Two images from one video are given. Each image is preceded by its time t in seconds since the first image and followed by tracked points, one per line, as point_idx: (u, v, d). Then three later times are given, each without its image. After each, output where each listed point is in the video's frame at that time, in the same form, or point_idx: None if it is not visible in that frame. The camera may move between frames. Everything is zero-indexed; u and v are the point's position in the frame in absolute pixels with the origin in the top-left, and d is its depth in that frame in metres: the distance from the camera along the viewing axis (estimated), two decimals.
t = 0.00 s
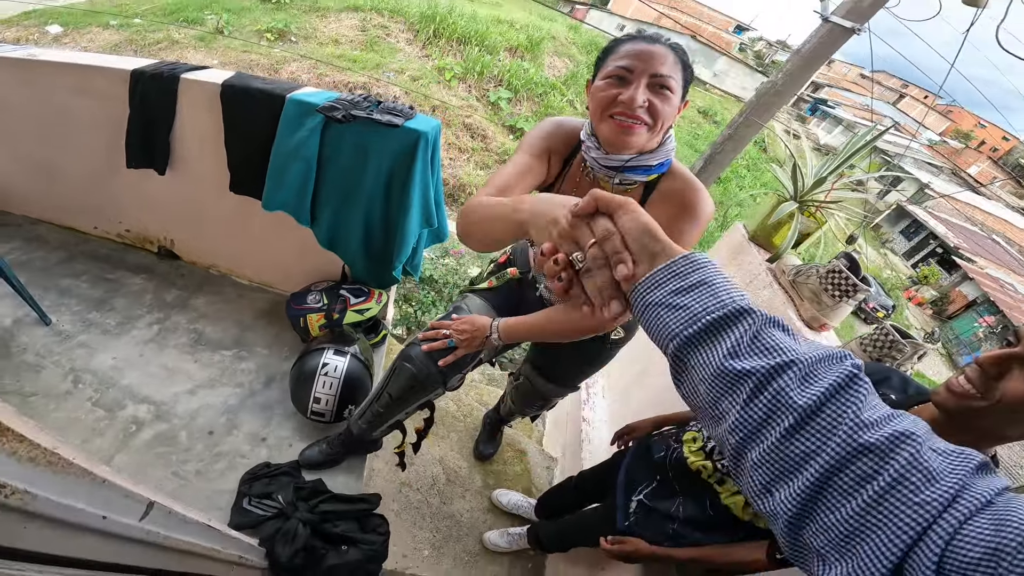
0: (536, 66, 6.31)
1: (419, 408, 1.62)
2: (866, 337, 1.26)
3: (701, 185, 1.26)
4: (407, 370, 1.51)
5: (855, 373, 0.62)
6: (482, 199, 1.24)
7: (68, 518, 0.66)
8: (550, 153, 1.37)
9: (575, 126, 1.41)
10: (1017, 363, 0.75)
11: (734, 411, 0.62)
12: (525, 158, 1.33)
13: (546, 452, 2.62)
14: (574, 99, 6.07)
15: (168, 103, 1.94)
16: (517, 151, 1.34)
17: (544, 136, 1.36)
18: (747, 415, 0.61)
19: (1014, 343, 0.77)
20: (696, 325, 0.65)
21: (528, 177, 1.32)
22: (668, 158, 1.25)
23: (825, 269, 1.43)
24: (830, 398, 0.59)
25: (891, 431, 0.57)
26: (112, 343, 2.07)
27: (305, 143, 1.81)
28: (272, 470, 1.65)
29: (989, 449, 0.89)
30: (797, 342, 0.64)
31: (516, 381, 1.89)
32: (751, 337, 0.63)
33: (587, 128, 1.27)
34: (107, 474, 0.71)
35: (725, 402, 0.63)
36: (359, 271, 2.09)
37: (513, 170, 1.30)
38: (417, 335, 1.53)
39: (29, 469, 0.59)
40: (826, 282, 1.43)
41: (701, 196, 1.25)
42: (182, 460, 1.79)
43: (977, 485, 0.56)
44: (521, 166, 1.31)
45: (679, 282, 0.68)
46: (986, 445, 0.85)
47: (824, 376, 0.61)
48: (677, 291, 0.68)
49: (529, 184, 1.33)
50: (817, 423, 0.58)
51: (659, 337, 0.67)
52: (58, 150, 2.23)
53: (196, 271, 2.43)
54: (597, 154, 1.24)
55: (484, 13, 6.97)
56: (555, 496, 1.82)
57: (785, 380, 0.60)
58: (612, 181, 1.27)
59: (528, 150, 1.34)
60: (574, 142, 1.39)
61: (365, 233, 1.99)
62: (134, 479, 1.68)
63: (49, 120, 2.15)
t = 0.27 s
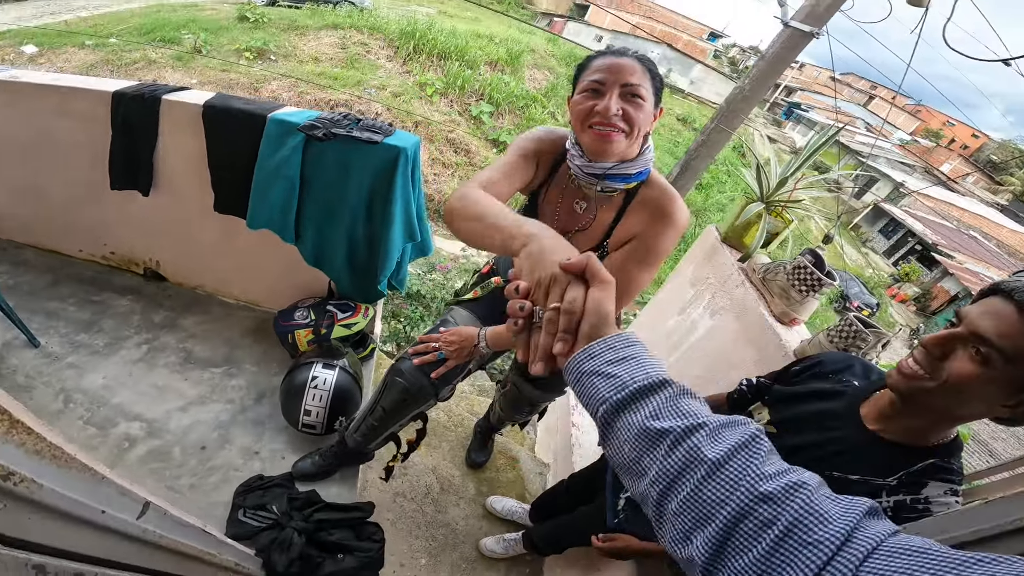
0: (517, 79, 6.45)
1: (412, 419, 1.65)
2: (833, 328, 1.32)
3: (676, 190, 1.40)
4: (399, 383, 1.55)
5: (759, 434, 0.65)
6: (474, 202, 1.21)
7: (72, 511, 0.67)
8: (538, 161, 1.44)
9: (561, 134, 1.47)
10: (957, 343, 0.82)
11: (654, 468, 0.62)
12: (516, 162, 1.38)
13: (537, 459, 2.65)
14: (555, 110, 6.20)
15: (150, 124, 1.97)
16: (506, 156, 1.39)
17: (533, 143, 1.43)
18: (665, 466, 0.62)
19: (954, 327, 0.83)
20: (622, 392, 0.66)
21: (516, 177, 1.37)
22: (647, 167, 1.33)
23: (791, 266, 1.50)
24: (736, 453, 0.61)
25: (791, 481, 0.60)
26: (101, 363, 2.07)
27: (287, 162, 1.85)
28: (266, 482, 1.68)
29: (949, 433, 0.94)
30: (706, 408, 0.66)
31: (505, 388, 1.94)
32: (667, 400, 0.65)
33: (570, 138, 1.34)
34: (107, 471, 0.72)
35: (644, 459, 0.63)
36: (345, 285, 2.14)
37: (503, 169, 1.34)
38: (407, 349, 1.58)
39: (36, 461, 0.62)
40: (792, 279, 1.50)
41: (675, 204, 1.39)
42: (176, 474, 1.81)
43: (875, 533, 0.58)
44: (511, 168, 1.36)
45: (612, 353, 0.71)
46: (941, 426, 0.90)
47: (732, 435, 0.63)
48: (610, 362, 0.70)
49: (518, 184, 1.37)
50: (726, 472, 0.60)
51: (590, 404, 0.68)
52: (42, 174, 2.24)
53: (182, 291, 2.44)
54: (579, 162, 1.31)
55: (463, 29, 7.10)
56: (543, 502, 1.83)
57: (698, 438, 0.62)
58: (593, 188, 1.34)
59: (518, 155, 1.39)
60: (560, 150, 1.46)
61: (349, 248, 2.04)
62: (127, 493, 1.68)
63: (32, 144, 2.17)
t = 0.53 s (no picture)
0: (495, 91, 6.53)
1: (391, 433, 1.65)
2: (801, 324, 1.35)
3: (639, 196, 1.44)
4: (374, 400, 1.54)
5: (748, 442, 0.66)
6: (432, 230, 1.25)
7: (12, 522, 0.61)
8: (500, 173, 1.47)
9: (520, 144, 1.50)
10: (910, 328, 0.86)
11: (644, 480, 0.63)
12: (478, 176, 1.42)
13: (523, 469, 2.65)
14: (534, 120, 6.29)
15: (110, 144, 1.95)
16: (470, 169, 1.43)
17: (495, 157, 1.46)
18: (654, 479, 0.63)
19: (908, 312, 0.87)
20: (606, 405, 0.68)
21: (479, 193, 1.41)
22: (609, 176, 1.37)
23: (759, 264, 1.54)
24: (726, 463, 0.62)
25: (785, 491, 0.60)
26: (73, 386, 2.04)
27: (251, 179, 1.85)
28: (243, 499, 1.65)
29: (917, 426, 0.96)
30: (692, 417, 0.68)
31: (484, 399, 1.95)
32: (654, 413, 0.67)
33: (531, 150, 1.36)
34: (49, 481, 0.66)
35: (635, 471, 0.64)
36: (318, 302, 2.14)
37: (468, 185, 1.39)
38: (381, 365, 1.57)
39: None
40: (761, 277, 1.54)
41: (640, 213, 1.43)
42: (152, 493, 1.78)
43: (878, 541, 0.59)
44: (474, 183, 1.40)
45: (592, 366, 0.73)
46: (908, 416, 0.92)
47: (720, 444, 0.64)
48: (591, 375, 0.72)
49: (481, 199, 1.41)
50: (716, 484, 0.60)
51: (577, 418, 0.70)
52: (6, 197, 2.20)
53: (154, 313, 2.40)
54: (541, 173, 1.34)
55: (441, 43, 7.15)
56: (528, 514, 1.83)
57: (685, 448, 0.63)
58: (557, 199, 1.38)
59: (480, 170, 1.44)
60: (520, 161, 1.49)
61: (320, 264, 2.04)
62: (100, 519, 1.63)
63: None
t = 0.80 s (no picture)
0: (474, 105, 6.64)
1: (376, 450, 1.67)
2: (775, 326, 1.41)
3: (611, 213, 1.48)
4: (356, 421, 1.57)
5: (718, 466, 0.69)
6: (397, 247, 1.26)
7: None
8: (472, 191, 1.52)
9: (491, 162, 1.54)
10: (874, 328, 0.91)
11: (620, 512, 0.67)
12: (448, 195, 1.45)
13: (515, 481, 2.67)
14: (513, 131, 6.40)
15: (79, 171, 1.96)
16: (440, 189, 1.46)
17: (466, 177, 1.50)
18: (628, 510, 0.66)
19: (869, 312, 0.93)
20: (578, 441, 0.71)
21: (450, 211, 1.45)
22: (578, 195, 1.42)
23: (732, 268, 1.60)
24: (696, 491, 0.65)
25: (755, 516, 0.63)
26: (56, 414, 2.01)
27: (225, 203, 1.88)
28: (234, 521, 1.64)
29: (887, 424, 1.00)
30: (663, 444, 0.70)
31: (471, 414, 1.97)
32: (624, 445, 0.69)
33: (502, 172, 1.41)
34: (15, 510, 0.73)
35: (610, 503, 0.67)
36: (300, 324, 2.16)
37: (437, 204, 1.42)
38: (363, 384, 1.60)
39: None
40: (734, 280, 1.60)
41: (610, 230, 1.47)
42: (141, 517, 1.76)
43: (855, 557, 0.60)
44: (444, 202, 1.44)
45: (563, 404, 0.75)
46: (876, 414, 0.97)
47: (689, 471, 0.67)
48: (564, 413, 0.74)
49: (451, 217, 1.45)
50: (685, 513, 0.64)
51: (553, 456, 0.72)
52: None
53: (133, 340, 2.38)
54: (513, 195, 1.39)
55: (417, 60, 7.25)
56: (522, 527, 1.85)
57: (655, 479, 0.66)
58: (529, 218, 1.43)
59: (451, 189, 1.47)
60: (491, 180, 1.54)
61: (299, 285, 2.07)
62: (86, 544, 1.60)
63: None
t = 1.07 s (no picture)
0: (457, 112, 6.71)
1: (367, 459, 1.68)
2: (759, 323, 1.45)
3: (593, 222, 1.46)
4: (345, 430, 1.59)
5: (718, 527, 0.78)
6: (360, 233, 1.45)
7: None
8: (451, 200, 1.55)
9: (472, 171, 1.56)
10: (849, 324, 0.95)
11: None
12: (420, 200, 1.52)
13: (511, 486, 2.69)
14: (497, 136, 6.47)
15: (57, 187, 1.95)
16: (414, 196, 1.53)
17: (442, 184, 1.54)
18: None
19: (844, 308, 0.96)
20: (585, 527, 0.82)
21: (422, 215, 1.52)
22: (559, 203, 1.42)
23: (714, 267, 1.66)
24: (700, 558, 0.75)
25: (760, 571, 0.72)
26: (46, 433, 1.99)
27: (206, 218, 1.88)
28: (231, 534, 1.63)
29: (870, 417, 1.03)
30: (665, 514, 0.80)
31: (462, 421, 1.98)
32: (628, 525, 0.80)
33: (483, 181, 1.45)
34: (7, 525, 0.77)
35: None
36: (288, 337, 2.17)
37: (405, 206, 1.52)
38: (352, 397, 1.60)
39: None
40: (717, 278, 1.66)
41: (591, 239, 1.44)
42: (138, 532, 1.75)
43: None
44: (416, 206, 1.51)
45: (560, 495, 0.85)
46: (859, 408, 1.00)
47: (693, 540, 0.77)
48: (563, 503, 0.85)
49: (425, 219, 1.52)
50: None
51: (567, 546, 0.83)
52: None
53: (119, 358, 2.36)
54: (495, 204, 1.41)
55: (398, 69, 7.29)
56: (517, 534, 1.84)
57: (662, 556, 0.77)
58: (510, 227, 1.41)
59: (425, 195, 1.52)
60: (473, 188, 1.56)
61: (286, 298, 2.07)
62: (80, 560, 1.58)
63: None
